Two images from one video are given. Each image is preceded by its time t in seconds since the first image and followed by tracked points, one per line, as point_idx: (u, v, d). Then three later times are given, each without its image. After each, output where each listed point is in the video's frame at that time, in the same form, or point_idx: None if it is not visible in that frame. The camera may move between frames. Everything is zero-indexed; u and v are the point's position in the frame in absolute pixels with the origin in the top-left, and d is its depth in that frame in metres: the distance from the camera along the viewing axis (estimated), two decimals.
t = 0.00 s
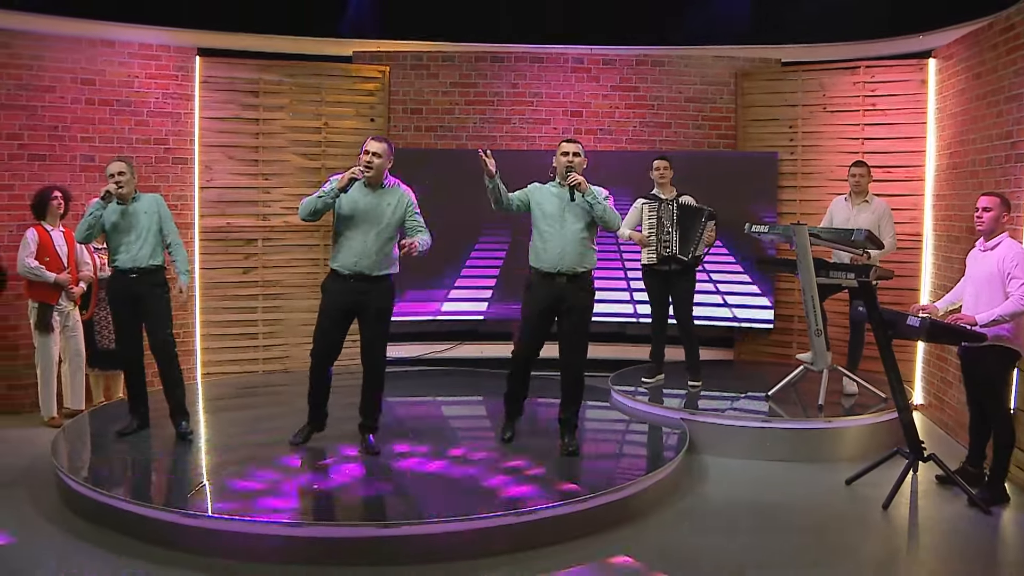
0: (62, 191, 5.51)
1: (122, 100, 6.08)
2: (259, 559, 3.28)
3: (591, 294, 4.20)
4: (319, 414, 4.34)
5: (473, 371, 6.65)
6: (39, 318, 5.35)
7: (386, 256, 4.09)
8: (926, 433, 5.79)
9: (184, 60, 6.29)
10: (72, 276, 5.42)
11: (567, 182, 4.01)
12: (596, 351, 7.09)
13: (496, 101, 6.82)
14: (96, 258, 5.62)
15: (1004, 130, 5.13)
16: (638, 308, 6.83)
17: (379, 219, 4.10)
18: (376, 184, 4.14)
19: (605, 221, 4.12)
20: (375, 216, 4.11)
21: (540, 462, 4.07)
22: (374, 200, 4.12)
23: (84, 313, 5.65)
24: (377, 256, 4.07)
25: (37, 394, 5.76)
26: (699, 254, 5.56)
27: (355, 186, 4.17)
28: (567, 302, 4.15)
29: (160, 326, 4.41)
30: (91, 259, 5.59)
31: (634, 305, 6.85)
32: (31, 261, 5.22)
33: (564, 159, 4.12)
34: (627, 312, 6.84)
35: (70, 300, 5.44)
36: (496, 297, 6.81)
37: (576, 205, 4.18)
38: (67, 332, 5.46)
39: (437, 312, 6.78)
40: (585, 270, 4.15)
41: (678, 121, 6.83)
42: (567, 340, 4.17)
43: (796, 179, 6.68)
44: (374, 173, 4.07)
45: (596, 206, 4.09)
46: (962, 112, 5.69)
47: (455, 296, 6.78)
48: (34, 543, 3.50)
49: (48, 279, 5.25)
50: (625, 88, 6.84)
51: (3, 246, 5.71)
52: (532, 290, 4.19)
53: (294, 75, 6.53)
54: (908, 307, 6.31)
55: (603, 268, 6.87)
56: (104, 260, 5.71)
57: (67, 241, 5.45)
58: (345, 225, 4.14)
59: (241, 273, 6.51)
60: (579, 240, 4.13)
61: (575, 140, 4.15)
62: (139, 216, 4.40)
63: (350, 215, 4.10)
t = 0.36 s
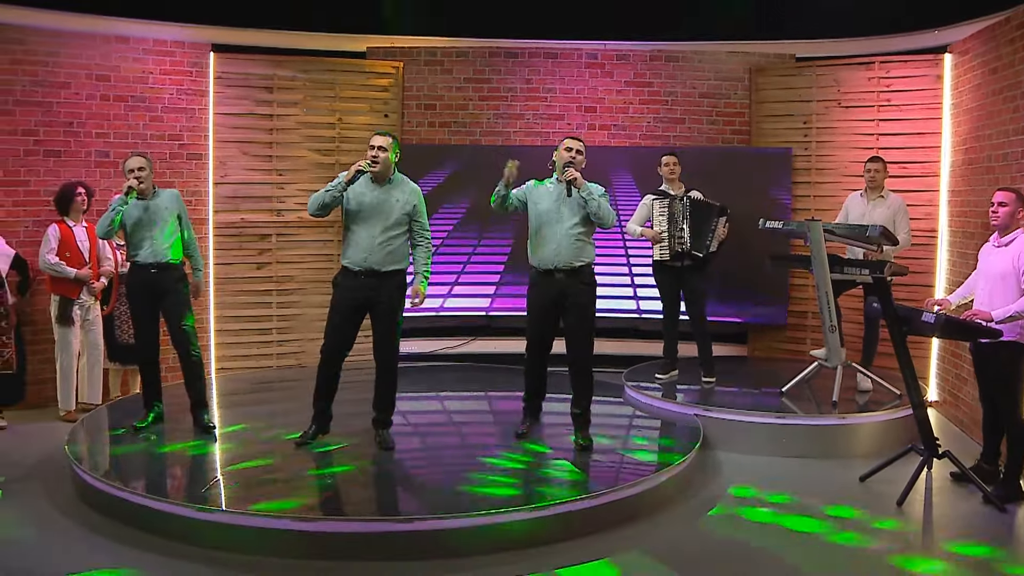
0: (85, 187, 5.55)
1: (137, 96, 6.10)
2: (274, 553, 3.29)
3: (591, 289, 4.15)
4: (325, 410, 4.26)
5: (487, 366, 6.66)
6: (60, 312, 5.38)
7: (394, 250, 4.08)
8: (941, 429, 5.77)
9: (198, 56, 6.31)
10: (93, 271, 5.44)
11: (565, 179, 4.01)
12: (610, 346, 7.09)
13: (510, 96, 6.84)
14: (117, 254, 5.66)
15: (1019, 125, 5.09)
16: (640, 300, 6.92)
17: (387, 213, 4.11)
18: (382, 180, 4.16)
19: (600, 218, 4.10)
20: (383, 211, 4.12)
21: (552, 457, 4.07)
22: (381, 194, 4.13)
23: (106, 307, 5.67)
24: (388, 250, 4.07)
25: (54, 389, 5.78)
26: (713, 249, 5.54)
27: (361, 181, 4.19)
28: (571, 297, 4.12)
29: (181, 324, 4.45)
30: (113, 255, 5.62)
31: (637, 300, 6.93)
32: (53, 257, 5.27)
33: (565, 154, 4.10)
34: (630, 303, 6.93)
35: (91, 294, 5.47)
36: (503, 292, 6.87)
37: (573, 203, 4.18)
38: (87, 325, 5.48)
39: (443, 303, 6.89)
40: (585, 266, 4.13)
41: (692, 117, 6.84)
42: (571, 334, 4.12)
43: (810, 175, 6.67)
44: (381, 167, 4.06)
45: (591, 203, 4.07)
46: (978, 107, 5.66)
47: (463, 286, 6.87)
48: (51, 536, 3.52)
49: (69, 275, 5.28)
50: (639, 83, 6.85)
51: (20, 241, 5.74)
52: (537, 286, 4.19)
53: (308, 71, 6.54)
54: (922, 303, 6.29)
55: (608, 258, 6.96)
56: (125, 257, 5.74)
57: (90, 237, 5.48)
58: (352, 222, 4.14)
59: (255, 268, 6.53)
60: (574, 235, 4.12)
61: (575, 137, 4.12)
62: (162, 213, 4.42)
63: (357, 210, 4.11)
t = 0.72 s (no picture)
0: (104, 183, 5.57)
1: (148, 92, 6.11)
2: (285, 548, 3.30)
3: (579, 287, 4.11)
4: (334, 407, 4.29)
5: (496, 362, 6.66)
6: (74, 306, 5.38)
7: (394, 243, 4.02)
8: (951, 426, 5.75)
9: (208, 51, 6.31)
10: (108, 266, 5.45)
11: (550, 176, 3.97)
12: (620, 342, 7.08)
13: (520, 91, 6.84)
14: (135, 249, 5.68)
15: None
16: (639, 296, 6.84)
17: (384, 206, 4.05)
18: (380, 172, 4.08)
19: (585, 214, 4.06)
20: (381, 203, 4.05)
21: (562, 452, 4.07)
22: (378, 186, 4.06)
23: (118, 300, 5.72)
24: (388, 243, 4.01)
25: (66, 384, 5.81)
26: (720, 243, 5.52)
27: (359, 173, 4.12)
28: (562, 294, 4.10)
29: (196, 319, 4.43)
30: (128, 250, 5.65)
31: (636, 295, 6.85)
32: (67, 252, 5.30)
33: (551, 151, 4.07)
34: (627, 299, 6.86)
35: (104, 289, 5.47)
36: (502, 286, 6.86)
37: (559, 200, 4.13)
38: (100, 320, 5.49)
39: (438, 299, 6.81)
40: (574, 262, 4.10)
41: (702, 113, 6.83)
42: (566, 331, 4.09)
43: (819, 170, 6.66)
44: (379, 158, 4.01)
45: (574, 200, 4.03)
46: (990, 103, 5.64)
47: (461, 281, 6.82)
48: (62, 531, 3.53)
49: (84, 269, 5.29)
50: (650, 79, 6.84)
51: (32, 237, 5.75)
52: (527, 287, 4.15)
53: (319, 67, 6.55)
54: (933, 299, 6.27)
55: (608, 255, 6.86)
56: (142, 252, 5.71)
57: (106, 232, 5.49)
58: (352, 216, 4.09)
59: (265, 264, 6.54)
60: (562, 232, 4.09)
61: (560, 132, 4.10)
62: (179, 206, 4.42)
63: (354, 203, 4.06)
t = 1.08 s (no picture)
0: (116, 179, 5.62)
1: (158, 87, 6.12)
2: (295, 542, 3.31)
3: (586, 277, 4.13)
4: (344, 402, 4.29)
5: (505, 356, 6.67)
6: (83, 300, 5.42)
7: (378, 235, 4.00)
8: (962, 421, 5.75)
9: (218, 47, 6.32)
10: (117, 261, 5.47)
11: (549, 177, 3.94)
12: (628, 337, 7.08)
13: (530, 86, 6.83)
14: (144, 245, 5.62)
15: None
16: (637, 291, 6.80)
17: (370, 198, 4.04)
18: (372, 166, 4.07)
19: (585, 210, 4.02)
20: (368, 197, 4.05)
21: (571, 446, 4.06)
22: (367, 180, 4.06)
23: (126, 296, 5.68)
24: (371, 237, 4.00)
25: (77, 378, 5.83)
26: (727, 240, 5.51)
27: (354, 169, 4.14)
28: (563, 288, 4.10)
29: (216, 317, 4.41)
30: (136, 246, 5.59)
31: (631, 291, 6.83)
32: (77, 246, 5.32)
33: (545, 152, 4.03)
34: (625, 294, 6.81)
35: (114, 284, 5.49)
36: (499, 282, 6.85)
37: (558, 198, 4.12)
38: (110, 314, 5.51)
39: (438, 290, 6.79)
40: (574, 258, 4.09)
41: (712, 107, 6.83)
42: (569, 325, 4.08)
43: (830, 165, 6.66)
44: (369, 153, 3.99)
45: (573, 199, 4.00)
46: (1002, 97, 5.61)
47: (461, 275, 6.82)
48: (74, 525, 3.55)
49: (93, 263, 5.33)
50: (660, 73, 6.83)
51: (43, 232, 5.76)
52: (530, 285, 4.17)
53: (329, 62, 6.55)
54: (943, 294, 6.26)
55: (609, 253, 6.84)
56: (150, 247, 5.65)
57: (116, 227, 5.49)
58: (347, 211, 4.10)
59: (275, 259, 6.55)
60: (564, 228, 4.09)
61: (551, 129, 4.05)
62: (198, 201, 4.39)
63: (344, 197, 4.07)
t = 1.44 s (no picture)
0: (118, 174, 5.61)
1: (169, 82, 6.14)
2: (306, 536, 3.31)
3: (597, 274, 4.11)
4: (354, 396, 4.29)
5: (515, 351, 6.68)
6: (90, 297, 5.40)
7: (373, 229, 3.98)
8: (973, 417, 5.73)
9: (229, 41, 6.34)
10: (121, 257, 5.47)
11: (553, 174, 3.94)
12: (638, 332, 7.08)
13: (540, 81, 6.83)
14: (147, 239, 5.68)
15: None
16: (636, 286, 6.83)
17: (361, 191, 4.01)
18: (361, 158, 4.04)
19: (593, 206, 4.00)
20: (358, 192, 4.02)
21: (581, 441, 4.06)
22: (356, 173, 4.03)
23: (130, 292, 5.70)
24: (365, 231, 3.97)
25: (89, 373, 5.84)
26: (732, 234, 5.46)
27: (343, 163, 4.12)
28: (574, 284, 4.09)
29: (233, 312, 4.43)
30: (139, 241, 5.63)
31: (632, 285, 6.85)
32: (83, 242, 5.30)
33: (548, 150, 4.04)
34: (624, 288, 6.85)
35: (119, 280, 5.49)
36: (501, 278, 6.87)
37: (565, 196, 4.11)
38: (116, 311, 5.51)
39: (439, 283, 6.80)
40: (584, 255, 4.06)
41: (722, 102, 6.82)
42: (578, 320, 4.07)
43: (841, 160, 6.64)
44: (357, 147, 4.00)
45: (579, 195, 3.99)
46: (1014, 92, 5.59)
47: (461, 269, 6.82)
48: (84, 519, 3.56)
49: (100, 259, 5.32)
50: (670, 68, 6.83)
51: (53, 227, 5.77)
52: (541, 281, 4.15)
53: (339, 56, 6.56)
54: (954, 290, 6.24)
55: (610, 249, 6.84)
56: (154, 241, 5.71)
57: (120, 222, 5.52)
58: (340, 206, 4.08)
59: (286, 253, 6.57)
60: (573, 225, 4.07)
61: (554, 125, 4.06)
62: (215, 195, 4.40)
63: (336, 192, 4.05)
